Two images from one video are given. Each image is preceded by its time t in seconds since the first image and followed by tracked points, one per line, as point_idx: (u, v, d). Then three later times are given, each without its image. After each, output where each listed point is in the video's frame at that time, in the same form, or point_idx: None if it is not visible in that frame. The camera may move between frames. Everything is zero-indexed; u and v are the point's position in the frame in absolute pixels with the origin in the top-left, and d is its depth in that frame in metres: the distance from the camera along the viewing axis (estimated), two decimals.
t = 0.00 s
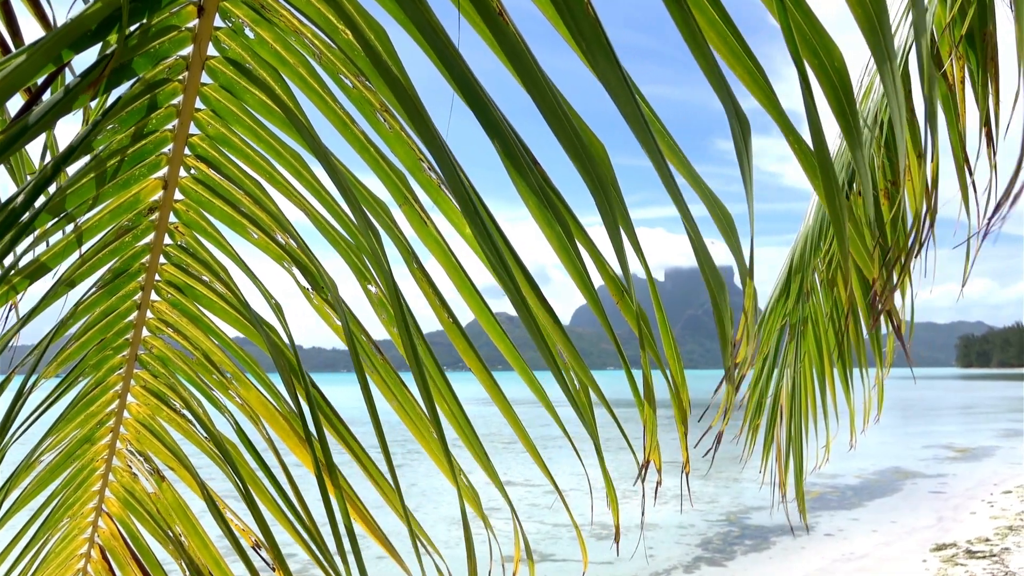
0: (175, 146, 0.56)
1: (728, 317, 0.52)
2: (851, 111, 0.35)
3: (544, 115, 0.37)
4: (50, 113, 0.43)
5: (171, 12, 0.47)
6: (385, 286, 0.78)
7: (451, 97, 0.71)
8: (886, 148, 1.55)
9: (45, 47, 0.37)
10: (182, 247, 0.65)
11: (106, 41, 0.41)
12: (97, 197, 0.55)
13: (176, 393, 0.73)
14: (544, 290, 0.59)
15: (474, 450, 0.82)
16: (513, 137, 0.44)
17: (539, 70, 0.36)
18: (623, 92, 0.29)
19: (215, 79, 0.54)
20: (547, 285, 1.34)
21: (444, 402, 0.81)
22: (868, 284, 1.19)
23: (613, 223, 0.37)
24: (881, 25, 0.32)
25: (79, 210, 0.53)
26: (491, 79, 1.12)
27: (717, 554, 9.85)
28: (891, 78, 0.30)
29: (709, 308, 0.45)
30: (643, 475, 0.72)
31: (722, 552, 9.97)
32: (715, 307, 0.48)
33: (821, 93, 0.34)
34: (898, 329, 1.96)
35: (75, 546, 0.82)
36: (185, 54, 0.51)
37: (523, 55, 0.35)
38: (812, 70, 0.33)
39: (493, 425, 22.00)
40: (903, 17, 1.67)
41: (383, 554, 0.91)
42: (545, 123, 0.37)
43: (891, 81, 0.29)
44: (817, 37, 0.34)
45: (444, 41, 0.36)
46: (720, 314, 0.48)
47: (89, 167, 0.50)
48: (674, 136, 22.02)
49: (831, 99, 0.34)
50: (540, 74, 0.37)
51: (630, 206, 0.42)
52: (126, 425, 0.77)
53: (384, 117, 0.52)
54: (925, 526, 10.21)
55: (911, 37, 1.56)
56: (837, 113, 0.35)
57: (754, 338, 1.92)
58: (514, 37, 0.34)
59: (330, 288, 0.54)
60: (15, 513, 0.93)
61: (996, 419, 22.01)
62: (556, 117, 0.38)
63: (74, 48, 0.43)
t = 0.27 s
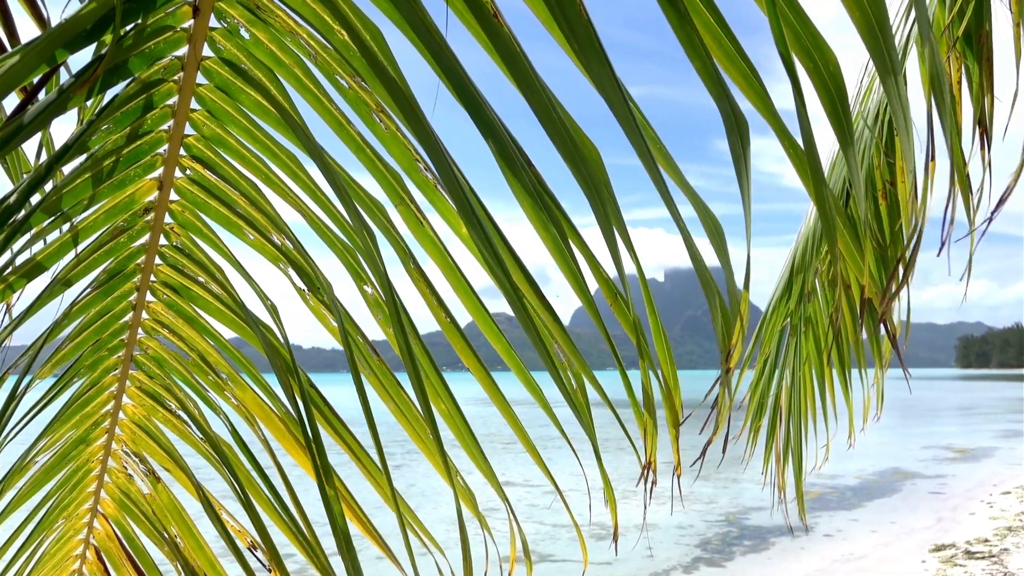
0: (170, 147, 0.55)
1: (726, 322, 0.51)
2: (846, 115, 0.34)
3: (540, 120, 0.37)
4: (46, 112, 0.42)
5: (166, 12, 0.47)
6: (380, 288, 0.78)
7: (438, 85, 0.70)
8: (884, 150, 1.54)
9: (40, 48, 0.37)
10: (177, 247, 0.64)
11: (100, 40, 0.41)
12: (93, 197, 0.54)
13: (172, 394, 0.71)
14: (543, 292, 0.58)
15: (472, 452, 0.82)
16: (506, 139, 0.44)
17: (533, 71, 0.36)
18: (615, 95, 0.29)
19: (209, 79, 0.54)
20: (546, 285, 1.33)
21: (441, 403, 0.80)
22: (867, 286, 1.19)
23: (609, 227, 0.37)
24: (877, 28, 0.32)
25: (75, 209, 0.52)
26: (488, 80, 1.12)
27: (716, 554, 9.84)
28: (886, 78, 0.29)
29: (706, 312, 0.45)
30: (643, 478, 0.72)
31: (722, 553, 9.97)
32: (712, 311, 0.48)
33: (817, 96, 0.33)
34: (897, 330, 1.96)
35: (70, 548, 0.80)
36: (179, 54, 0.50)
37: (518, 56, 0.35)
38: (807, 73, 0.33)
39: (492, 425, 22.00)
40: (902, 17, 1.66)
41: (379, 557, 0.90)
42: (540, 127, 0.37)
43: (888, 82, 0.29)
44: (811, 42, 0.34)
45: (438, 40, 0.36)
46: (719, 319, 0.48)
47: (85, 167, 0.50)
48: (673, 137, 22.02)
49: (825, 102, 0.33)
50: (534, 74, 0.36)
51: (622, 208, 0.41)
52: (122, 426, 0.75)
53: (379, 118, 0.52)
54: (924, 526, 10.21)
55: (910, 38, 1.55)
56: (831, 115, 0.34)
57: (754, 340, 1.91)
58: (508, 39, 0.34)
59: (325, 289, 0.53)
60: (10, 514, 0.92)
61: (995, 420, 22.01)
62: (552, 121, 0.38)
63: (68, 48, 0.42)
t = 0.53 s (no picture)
0: (166, 148, 0.54)
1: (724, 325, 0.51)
2: (846, 119, 0.34)
3: (532, 122, 0.36)
4: (40, 113, 0.42)
5: (161, 14, 0.46)
6: (376, 289, 0.78)
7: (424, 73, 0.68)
8: (884, 151, 1.54)
9: (36, 49, 0.36)
10: (172, 249, 0.63)
11: (95, 41, 0.40)
12: (89, 198, 0.53)
13: (167, 396, 0.71)
14: (540, 294, 0.57)
15: (469, 453, 0.81)
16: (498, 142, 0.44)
17: (523, 72, 0.36)
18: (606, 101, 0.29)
19: (205, 82, 0.52)
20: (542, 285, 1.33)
21: (436, 404, 0.80)
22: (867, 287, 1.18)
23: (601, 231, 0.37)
24: (880, 28, 0.31)
25: (71, 209, 0.52)
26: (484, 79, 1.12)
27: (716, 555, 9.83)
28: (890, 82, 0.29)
29: (703, 318, 0.44)
30: (640, 484, 0.71)
31: (722, 554, 9.96)
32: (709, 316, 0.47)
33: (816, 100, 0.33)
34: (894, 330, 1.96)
35: (66, 550, 0.78)
36: (175, 55, 0.49)
37: (509, 57, 0.35)
38: (805, 76, 0.32)
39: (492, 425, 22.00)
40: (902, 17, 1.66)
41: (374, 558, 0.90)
42: (530, 124, 0.36)
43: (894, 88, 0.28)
44: (809, 40, 0.33)
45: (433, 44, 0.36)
46: (717, 323, 0.47)
47: (80, 168, 0.49)
48: (673, 137, 22.02)
49: (824, 105, 0.33)
50: (523, 74, 0.36)
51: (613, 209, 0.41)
52: (117, 427, 0.75)
53: (375, 120, 0.51)
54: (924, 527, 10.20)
55: (911, 37, 1.55)
56: (831, 118, 0.34)
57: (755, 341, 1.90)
58: (500, 41, 0.35)
59: (321, 292, 0.52)
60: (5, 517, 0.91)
61: (995, 420, 22.01)
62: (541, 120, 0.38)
63: (64, 49, 0.41)
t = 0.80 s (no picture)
0: (162, 150, 0.53)
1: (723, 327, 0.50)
2: (847, 119, 0.33)
3: (528, 126, 0.36)
4: (35, 115, 0.41)
5: (157, 16, 0.46)
6: (371, 291, 0.77)
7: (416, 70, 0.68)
8: (884, 151, 1.53)
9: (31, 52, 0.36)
10: (169, 251, 0.62)
11: (92, 40, 0.40)
12: (85, 199, 0.52)
13: (163, 398, 0.69)
14: (533, 293, 0.56)
15: (467, 455, 0.81)
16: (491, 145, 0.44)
17: (518, 74, 0.36)
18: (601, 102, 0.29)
19: (201, 83, 0.52)
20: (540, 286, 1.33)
21: (433, 406, 0.80)
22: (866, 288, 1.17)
23: (597, 234, 0.37)
24: (880, 27, 0.31)
25: (67, 211, 0.51)
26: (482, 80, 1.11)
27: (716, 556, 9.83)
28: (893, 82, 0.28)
29: (703, 321, 0.44)
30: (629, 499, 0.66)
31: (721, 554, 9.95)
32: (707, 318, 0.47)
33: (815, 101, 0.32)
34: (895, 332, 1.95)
35: (63, 551, 0.76)
36: (170, 58, 0.49)
37: (503, 58, 0.35)
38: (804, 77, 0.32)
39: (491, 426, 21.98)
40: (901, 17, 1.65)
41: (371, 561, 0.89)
42: (518, 119, 0.36)
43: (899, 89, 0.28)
44: (807, 41, 0.33)
45: (428, 48, 0.36)
46: (717, 325, 0.47)
47: (76, 168, 0.49)
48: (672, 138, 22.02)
49: (824, 105, 0.32)
50: (517, 73, 0.36)
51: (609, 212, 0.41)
52: (114, 429, 0.73)
53: (371, 122, 0.50)
54: (924, 527, 10.19)
55: (910, 37, 1.54)
56: (831, 117, 0.33)
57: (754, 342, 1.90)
58: (495, 42, 0.35)
59: (318, 294, 0.52)
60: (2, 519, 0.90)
61: (995, 420, 22.01)
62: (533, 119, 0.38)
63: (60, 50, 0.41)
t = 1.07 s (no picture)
0: (158, 151, 0.53)
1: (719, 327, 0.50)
2: (846, 119, 0.33)
3: (524, 128, 0.36)
4: (30, 115, 0.41)
5: (153, 17, 0.46)
6: (368, 292, 0.77)
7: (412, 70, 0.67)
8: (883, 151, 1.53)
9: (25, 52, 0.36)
10: (165, 252, 0.62)
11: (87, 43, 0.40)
12: (81, 199, 0.52)
13: (160, 399, 0.68)
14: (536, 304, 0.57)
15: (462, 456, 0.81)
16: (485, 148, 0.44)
17: (514, 76, 0.36)
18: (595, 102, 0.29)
19: (197, 84, 0.52)
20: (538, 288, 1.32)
21: (430, 408, 0.79)
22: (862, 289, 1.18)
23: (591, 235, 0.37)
24: (877, 26, 0.31)
25: (63, 211, 0.51)
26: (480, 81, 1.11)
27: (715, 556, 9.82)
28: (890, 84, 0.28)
29: (701, 323, 0.44)
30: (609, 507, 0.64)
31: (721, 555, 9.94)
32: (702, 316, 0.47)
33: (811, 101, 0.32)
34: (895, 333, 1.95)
35: (58, 553, 0.75)
36: (166, 59, 0.49)
37: (498, 60, 0.36)
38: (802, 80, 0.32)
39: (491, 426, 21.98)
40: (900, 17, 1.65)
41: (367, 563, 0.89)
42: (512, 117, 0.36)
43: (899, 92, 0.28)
44: (804, 41, 0.33)
45: (423, 51, 0.36)
46: (713, 325, 0.47)
47: (73, 169, 0.49)
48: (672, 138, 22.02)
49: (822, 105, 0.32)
50: (511, 72, 0.36)
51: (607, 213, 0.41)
52: (109, 430, 0.71)
53: (367, 123, 0.50)
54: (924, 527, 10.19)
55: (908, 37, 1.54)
56: (828, 117, 0.33)
57: (751, 344, 1.90)
58: (491, 45, 0.35)
59: (314, 295, 0.52)
60: None
61: (995, 421, 22.01)
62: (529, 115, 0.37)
63: (55, 50, 0.41)
